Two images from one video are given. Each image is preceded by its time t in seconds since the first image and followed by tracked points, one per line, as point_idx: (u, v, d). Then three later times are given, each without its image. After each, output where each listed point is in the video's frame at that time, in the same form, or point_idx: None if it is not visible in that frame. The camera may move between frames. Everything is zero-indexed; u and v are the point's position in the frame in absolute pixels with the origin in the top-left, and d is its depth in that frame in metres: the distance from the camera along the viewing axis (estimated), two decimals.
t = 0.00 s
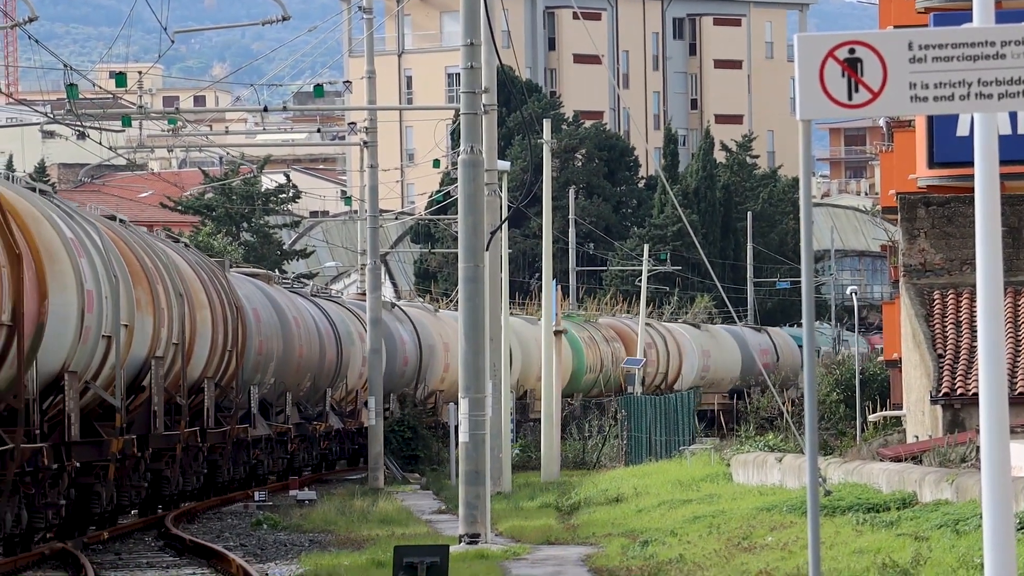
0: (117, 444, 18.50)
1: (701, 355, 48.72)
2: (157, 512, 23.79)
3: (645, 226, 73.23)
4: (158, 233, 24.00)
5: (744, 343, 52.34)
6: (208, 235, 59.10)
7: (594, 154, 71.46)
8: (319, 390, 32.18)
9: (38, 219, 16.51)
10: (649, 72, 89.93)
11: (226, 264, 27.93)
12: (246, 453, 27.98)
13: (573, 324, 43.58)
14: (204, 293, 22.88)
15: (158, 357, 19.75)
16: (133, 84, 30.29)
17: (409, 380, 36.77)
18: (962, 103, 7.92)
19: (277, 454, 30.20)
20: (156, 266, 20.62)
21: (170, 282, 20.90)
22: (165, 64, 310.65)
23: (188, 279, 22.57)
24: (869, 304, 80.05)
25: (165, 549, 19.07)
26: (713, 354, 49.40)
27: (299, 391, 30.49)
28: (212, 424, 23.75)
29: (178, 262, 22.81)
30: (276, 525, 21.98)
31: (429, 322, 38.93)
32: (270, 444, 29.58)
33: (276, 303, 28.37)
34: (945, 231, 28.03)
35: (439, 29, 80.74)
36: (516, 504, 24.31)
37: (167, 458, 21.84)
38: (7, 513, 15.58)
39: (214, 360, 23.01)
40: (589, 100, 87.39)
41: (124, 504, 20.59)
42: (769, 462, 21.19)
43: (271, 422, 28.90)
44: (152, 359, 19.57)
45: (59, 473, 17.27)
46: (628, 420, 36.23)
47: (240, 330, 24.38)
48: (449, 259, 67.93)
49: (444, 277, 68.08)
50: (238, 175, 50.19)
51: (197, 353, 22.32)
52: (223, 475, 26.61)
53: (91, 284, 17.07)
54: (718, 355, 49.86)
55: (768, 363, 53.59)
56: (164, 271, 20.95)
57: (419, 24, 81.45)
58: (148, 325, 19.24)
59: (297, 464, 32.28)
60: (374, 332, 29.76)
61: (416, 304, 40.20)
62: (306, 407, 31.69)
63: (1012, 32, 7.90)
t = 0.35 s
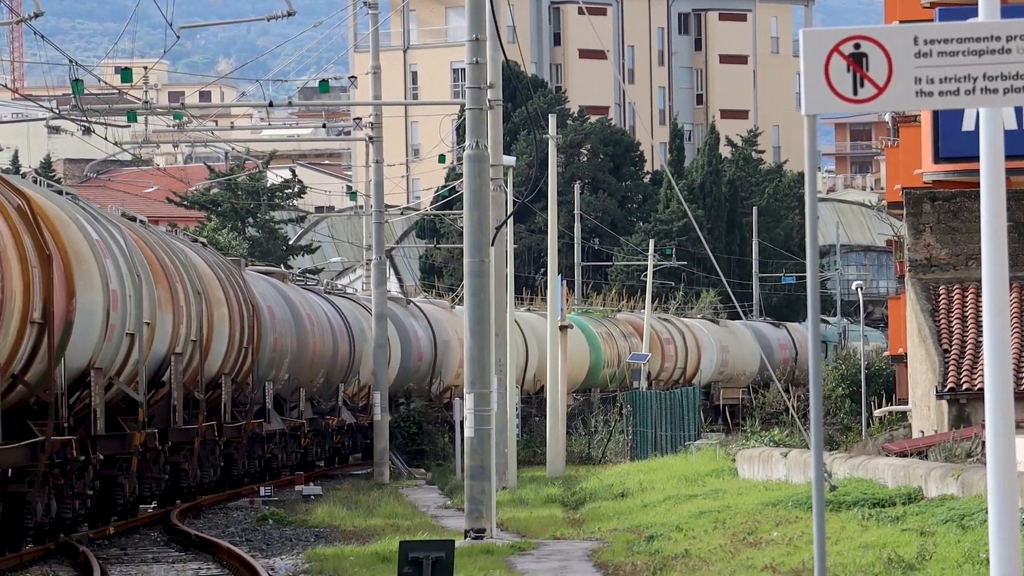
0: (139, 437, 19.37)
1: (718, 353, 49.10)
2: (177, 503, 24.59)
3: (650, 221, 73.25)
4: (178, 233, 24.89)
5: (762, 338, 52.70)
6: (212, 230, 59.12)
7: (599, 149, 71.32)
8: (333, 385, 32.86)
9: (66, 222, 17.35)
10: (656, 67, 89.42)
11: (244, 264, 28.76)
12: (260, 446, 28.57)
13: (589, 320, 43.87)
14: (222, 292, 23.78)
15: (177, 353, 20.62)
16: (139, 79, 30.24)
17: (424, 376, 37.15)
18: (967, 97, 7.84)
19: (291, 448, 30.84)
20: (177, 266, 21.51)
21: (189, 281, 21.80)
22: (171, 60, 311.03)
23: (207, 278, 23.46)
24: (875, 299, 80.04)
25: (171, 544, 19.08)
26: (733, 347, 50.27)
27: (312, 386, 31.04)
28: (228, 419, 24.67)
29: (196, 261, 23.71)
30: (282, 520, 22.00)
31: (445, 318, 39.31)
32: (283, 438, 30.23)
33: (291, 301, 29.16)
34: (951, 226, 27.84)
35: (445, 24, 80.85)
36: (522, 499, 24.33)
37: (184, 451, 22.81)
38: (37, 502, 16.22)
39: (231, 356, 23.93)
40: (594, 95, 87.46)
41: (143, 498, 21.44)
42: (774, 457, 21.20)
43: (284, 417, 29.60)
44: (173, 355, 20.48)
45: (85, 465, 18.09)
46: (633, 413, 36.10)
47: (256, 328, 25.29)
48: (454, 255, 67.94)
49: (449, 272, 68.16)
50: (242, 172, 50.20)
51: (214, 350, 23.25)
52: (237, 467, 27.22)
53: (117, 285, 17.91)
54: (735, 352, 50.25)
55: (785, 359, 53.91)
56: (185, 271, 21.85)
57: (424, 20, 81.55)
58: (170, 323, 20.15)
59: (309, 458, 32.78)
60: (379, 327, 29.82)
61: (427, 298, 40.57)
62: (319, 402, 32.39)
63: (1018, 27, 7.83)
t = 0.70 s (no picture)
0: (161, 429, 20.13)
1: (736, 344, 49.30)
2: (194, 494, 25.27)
3: (656, 215, 73.23)
4: (196, 233, 25.69)
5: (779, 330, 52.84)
6: (218, 225, 59.16)
7: (604, 144, 71.15)
8: (345, 380, 33.50)
9: (90, 223, 18.05)
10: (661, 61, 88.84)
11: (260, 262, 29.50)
12: (276, 440, 29.01)
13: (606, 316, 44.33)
14: (237, 289, 24.57)
15: (196, 349, 21.44)
16: (144, 73, 30.19)
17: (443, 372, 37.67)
18: (972, 91, 7.81)
19: (306, 441, 31.23)
20: (194, 265, 22.28)
21: (207, 279, 22.63)
22: (177, 54, 311.30)
23: (224, 276, 24.31)
24: (882, 293, 79.99)
25: (177, 538, 19.11)
26: (750, 342, 50.51)
27: (327, 381, 31.71)
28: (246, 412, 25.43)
29: (214, 259, 24.56)
30: (288, 515, 22.03)
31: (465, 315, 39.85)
32: (298, 432, 30.77)
33: (305, 297, 29.90)
34: (958, 220, 28.00)
35: (450, 18, 80.76)
36: (528, 493, 24.36)
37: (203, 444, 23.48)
38: (65, 492, 16.99)
39: (247, 352, 24.75)
40: (600, 90, 87.44)
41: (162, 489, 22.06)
42: (781, 451, 21.19)
43: (299, 411, 30.02)
44: (192, 351, 21.30)
45: (110, 457, 18.74)
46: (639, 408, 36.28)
47: (271, 325, 26.10)
48: (460, 249, 67.95)
49: (455, 266, 68.23)
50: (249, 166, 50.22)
51: (230, 345, 24.10)
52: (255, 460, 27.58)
53: (139, 282, 18.61)
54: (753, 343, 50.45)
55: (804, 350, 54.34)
56: (201, 269, 22.62)
57: (429, 14, 81.46)
58: (189, 319, 20.97)
59: (323, 451, 33.21)
60: (385, 321, 29.85)
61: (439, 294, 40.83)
62: (331, 396, 32.99)
63: None
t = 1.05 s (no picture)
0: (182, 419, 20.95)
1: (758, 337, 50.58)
2: (213, 484, 26.08)
3: (663, 208, 73.23)
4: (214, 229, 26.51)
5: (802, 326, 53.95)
6: (225, 217, 59.22)
7: (611, 136, 71.03)
8: (358, 371, 34.16)
9: (117, 221, 18.84)
10: (668, 53, 88.82)
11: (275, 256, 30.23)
12: (291, 430, 29.55)
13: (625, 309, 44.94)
14: (255, 282, 25.38)
15: (215, 341, 22.27)
16: (152, 65, 30.14)
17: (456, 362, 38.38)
18: (981, 84, 7.57)
19: (319, 432, 31.87)
20: (214, 260, 23.10)
21: (225, 273, 23.44)
22: (183, 46, 311.19)
23: (241, 270, 25.11)
24: (888, 285, 79.94)
25: (184, 530, 19.17)
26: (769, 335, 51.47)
27: (340, 373, 32.47)
28: (262, 403, 26.20)
29: (232, 254, 25.39)
30: (294, 507, 22.05)
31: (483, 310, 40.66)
32: (313, 423, 31.33)
33: (319, 290, 30.68)
34: (965, 213, 27.79)
35: (457, 10, 80.69)
36: (534, 485, 24.36)
37: (222, 434, 24.16)
38: (93, 480, 17.91)
39: (264, 344, 25.57)
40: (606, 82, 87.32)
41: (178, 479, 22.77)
42: (787, 444, 21.20)
43: (313, 403, 30.65)
44: (211, 343, 22.10)
45: (134, 445, 19.53)
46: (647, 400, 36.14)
47: (287, 317, 26.92)
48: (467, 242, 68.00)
49: (462, 258, 68.24)
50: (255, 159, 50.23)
51: (249, 338, 24.93)
52: (269, 450, 28.19)
53: (162, 278, 19.42)
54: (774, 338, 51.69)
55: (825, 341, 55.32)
56: (220, 264, 23.44)
57: (437, 6, 81.39)
58: (207, 313, 21.78)
59: (336, 441, 33.90)
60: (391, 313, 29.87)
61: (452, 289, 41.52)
62: (345, 387, 33.71)
63: None
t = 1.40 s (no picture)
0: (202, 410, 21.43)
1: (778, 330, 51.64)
2: (231, 473, 26.88)
3: (668, 200, 73.25)
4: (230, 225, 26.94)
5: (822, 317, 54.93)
6: (231, 209, 59.31)
7: (617, 129, 70.98)
8: (372, 363, 34.57)
9: (139, 218, 19.26)
10: (674, 46, 88.82)
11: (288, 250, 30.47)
12: (305, 422, 30.10)
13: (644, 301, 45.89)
14: (271, 278, 25.84)
15: (233, 335, 22.75)
16: (157, 58, 30.11)
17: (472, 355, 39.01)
18: (989, 78, 7.10)
19: (332, 424, 32.40)
20: (231, 256, 23.55)
21: (241, 269, 23.88)
22: (189, 39, 311.51)
23: (257, 266, 25.56)
24: (894, 278, 79.90)
25: (189, 522, 19.20)
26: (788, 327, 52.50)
27: (354, 366, 32.95)
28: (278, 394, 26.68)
29: (248, 250, 25.85)
30: (300, 500, 22.07)
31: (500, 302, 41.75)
32: (327, 415, 31.87)
33: (333, 285, 31.11)
34: (971, 206, 28.07)
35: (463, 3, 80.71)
36: (539, 478, 24.38)
37: (239, 424, 24.69)
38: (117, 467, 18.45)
39: (279, 338, 26.04)
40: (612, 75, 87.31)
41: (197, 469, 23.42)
42: (793, 437, 21.21)
43: (327, 395, 31.15)
44: (228, 337, 22.58)
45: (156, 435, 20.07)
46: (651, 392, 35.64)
47: (301, 312, 27.38)
48: (473, 235, 68.05)
49: (468, 251, 68.30)
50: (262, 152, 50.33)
51: (265, 331, 25.40)
52: (284, 442, 28.84)
53: (182, 273, 19.88)
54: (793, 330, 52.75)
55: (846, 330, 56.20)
56: (237, 260, 23.91)
57: None
58: (224, 308, 22.24)
59: (349, 432, 34.52)
60: (398, 307, 29.87)
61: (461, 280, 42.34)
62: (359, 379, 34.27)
63: None
